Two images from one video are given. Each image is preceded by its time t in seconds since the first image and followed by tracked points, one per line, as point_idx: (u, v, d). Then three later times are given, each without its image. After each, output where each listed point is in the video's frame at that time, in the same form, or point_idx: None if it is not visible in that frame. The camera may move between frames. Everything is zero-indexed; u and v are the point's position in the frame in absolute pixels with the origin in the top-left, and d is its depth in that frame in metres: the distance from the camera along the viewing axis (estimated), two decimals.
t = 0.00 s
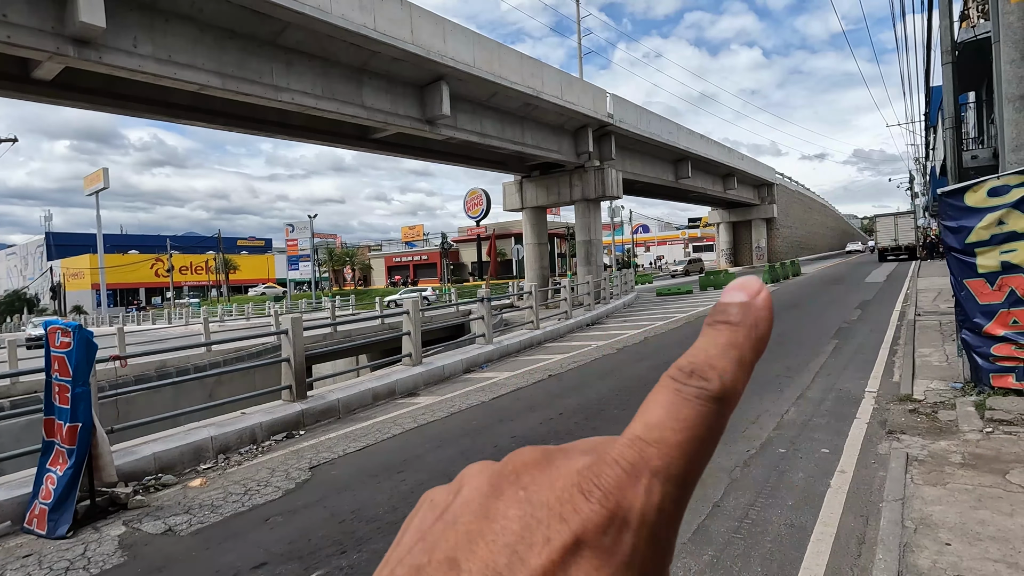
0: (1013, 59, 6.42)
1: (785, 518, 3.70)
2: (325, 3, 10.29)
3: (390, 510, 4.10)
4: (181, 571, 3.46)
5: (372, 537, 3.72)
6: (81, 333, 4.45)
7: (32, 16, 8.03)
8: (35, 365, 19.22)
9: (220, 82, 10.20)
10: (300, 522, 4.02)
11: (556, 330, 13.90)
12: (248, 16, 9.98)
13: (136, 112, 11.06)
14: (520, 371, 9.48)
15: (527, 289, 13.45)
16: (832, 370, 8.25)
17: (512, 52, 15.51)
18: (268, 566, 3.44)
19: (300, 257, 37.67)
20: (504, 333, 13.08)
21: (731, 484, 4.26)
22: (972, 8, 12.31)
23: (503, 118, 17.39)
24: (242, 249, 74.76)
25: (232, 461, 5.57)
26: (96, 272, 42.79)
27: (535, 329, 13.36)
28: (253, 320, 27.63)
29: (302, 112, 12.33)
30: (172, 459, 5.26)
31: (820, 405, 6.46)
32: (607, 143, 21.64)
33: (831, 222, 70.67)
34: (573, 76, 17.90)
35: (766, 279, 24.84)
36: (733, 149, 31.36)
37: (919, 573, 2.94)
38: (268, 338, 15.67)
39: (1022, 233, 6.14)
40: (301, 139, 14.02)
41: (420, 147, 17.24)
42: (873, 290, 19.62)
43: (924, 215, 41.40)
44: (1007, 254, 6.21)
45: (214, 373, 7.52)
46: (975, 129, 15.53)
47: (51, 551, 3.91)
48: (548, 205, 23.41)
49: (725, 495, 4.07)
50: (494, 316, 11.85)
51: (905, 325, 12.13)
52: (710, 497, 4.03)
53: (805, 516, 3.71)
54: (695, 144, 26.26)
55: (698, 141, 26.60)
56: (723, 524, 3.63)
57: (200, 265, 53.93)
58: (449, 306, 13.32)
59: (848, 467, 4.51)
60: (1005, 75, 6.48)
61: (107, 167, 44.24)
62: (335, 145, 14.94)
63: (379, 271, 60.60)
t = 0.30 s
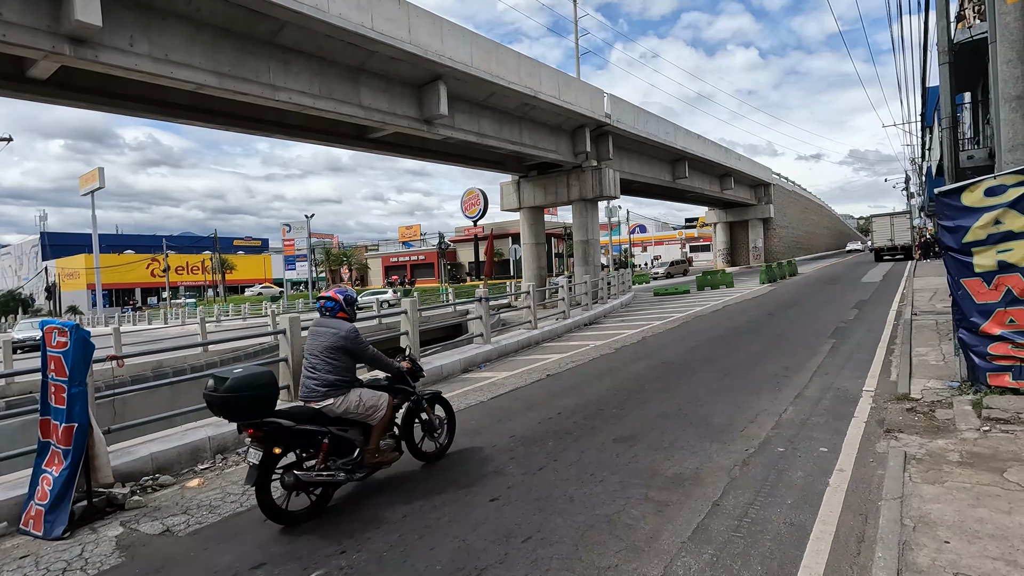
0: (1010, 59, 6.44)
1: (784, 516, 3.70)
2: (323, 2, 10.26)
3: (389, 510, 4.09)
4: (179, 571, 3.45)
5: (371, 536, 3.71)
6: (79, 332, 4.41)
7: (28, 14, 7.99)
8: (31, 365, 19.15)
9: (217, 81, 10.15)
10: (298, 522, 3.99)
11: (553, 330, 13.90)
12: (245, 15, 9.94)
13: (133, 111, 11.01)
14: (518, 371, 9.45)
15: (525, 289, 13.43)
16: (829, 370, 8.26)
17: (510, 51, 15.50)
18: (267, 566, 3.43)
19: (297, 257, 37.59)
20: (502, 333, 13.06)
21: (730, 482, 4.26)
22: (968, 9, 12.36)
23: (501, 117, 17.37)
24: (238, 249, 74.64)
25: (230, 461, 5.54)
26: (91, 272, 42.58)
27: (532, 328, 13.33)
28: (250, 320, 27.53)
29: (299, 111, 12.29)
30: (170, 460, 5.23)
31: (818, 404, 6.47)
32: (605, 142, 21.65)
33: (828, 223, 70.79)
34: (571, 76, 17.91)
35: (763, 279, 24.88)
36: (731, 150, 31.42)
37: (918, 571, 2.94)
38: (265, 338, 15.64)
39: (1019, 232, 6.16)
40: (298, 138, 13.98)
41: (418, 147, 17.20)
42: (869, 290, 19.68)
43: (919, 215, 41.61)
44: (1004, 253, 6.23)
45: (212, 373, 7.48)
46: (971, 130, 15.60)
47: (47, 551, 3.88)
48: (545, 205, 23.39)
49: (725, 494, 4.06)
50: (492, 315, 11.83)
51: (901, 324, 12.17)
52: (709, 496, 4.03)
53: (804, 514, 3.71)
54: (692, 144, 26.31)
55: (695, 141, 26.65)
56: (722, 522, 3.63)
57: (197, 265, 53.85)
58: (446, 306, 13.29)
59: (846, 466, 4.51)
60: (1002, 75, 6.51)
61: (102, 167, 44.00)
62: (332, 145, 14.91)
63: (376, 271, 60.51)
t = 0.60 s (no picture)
0: (993, 63, 6.54)
1: (774, 514, 3.73)
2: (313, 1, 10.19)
3: (381, 511, 4.07)
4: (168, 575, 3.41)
5: (363, 538, 3.69)
6: (65, 334, 4.36)
7: (12, 11, 7.86)
8: (14, 367, 18.85)
9: (205, 80, 10.06)
10: (289, 525, 3.96)
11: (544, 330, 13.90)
12: (234, 13, 9.86)
13: (119, 110, 10.88)
14: (510, 371, 9.44)
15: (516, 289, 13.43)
16: (818, 369, 8.35)
17: (501, 52, 15.50)
18: (258, 569, 3.40)
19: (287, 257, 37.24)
20: (493, 333, 13.05)
21: (721, 481, 4.29)
22: (952, 13, 12.55)
23: (492, 117, 17.36)
24: (226, 250, 73.94)
25: (220, 463, 5.49)
26: (76, 272, 42.01)
27: (524, 329, 13.34)
28: (239, 321, 27.29)
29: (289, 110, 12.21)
30: (158, 463, 5.17)
31: (807, 403, 6.52)
32: (596, 143, 21.72)
33: (816, 223, 71.40)
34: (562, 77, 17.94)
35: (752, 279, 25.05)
36: (720, 151, 31.66)
37: (906, 567, 2.96)
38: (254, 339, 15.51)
39: (1002, 233, 6.23)
40: (288, 138, 13.90)
41: (409, 147, 17.15)
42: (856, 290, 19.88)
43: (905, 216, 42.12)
44: (987, 253, 6.31)
45: (201, 374, 7.38)
46: (955, 132, 15.82)
47: (33, 556, 3.83)
48: (536, 206, 23.38)
49: (716, 493, 4.08)
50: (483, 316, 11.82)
51: (888, 323, 12.31)
52: (700, 495, 4.05)
53: (794, 512, 3.74)
54: (682, 145, 26.48)
55: (685, 142, 26.82)
56: (713, 521, 3.65)
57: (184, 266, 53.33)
58: (438, 307, 13.27)
59: (834, 464, 4.55)
60: (986, 79, 6.61)
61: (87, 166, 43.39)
62: (322, 144, 14.82)
63: (366, 272, 60.24)
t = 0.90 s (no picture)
0: (951, 73, 6.77)
1: (744, 512, 3.80)
2: None
3: (354, 517, 4.02)
4: None
5: (335, 544, 3.64)
6: (22, 340, 4.24)
7: None
8: None
9: (172, 76, 9.82)
10: (259, 533, 3.88)
11: (520, 332, 13.91)
12: (203, 9, 9.65)
13: (83, 106, 10.56)
14: (486, 373, 9.42)
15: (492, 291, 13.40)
16: (787, 369, 8.53)
17: (477, 53, 15.49)
18: None
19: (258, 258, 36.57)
20: (469, 335, 13.00)
21: (693, 480, 4.35)
22: (914, 23, 12.97)
23: (467, 118, 17.31)
24: (196, 250, 72.26)
25: (187, 471, 5.36)
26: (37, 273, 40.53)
27: (500, 330, 13.32)
28: (208, 323, 26.64)
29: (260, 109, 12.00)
30: (121, 472, 5.02)
31: (777, 402, 6.65)
32: (571, 145, 21.85)
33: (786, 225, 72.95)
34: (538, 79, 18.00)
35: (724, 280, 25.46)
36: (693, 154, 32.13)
37: (869, 561, 3.04)
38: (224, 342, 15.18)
39: (959, 236, 6.42)
40: (260, 137, 13.66)
41: (384, 147, 17.00)
42: (824, 290, 20.36)
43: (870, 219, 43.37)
44: (946, 256, 6.52)
45: (168, 379, 7.19)
46: (916, 138, 16.34)
47: None
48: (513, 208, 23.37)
49: (689, 492, 4.14)
50: (459, 317, 11.77)
51: (854, 323, 12.65)
52: (673, 495, 4.10)
53: (763, 510, 3.82)
54: (657, 148, 26.80)
55: (659, 145, 27.17)
56: (685, 520, 3.70)
57: (152, 267, 51.95)
58: (413, 308, 13.17)
59: (802, 462, 4.66)
60: (944, 87, 6.83)
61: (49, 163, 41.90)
62: (295, 144, 14.59)
63: (341, 273, 59.57)
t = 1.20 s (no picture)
0: (907, 82, 7.02)
1: (713, 512, 3.85)
2: None
3: (324, 526, 3.95)
4: None
5: (304, 555, 3.57)
6: None
7: None
8: None
9: (135, 75, 9.56)
10: (224, 545, 3.78)
11: (494, 335, 13.90)
12: (168, 8, 9.43)
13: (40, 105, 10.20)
14: (459, 378, 9.38)
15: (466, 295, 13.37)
16: (755, 369, 8.71)
17: (450, 56, 15.47)
18: None
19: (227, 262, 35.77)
20: (442, 339, 12.93)
21: (664, 481, 4.40)
22: (873, 35, 13.45)
23: (440, 121, 17.26)
24: (161, 254, 70.40)
25: (150, 482, 5.20)
26: None
27: (474, 334, 13.30)
28: (174, 329, 25.91)
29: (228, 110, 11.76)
30: (79, 484, 4.84)
31: (745, 402, 6.78)
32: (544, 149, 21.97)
33: (755, 229, 74.56)
34: (511, 83, 18.06)
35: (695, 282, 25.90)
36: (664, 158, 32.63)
37: (832, 557, 3.11)
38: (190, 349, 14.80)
39: (917, 240, 6.63)
40: (228, 138, 13.38)
41: (356, 150, 16.83)
42: (790, 293, 20.89)
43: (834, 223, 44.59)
44: (904, 259, 6.72)
45: (130, 387, 6.97)
46: (876, 145, 16.92)
47: None
48: (487, 211, 23.37)
49: (659, 493, 4.18)
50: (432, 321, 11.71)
51: (819, 325, 13.00)
52: (643, 496, 4.14)
53: (731, 509, 3.88)
54: (629, 153, 27.15)
55: (632, 150, 27.54)
56: (655, 521, 3.74)
57: (115, 271, 50.42)
58: (387, 312, 13.07)
59: (769, 460, 4.77)
60: (901, 97, 7.08)
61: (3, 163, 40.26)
62: (264, 145, 14.34)
63: (313, 277, 58.67)
